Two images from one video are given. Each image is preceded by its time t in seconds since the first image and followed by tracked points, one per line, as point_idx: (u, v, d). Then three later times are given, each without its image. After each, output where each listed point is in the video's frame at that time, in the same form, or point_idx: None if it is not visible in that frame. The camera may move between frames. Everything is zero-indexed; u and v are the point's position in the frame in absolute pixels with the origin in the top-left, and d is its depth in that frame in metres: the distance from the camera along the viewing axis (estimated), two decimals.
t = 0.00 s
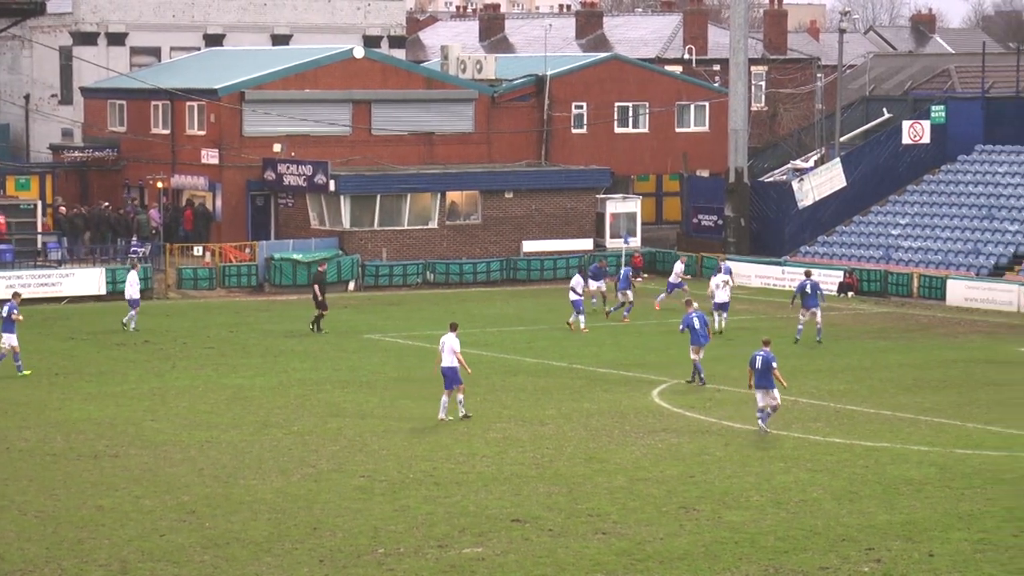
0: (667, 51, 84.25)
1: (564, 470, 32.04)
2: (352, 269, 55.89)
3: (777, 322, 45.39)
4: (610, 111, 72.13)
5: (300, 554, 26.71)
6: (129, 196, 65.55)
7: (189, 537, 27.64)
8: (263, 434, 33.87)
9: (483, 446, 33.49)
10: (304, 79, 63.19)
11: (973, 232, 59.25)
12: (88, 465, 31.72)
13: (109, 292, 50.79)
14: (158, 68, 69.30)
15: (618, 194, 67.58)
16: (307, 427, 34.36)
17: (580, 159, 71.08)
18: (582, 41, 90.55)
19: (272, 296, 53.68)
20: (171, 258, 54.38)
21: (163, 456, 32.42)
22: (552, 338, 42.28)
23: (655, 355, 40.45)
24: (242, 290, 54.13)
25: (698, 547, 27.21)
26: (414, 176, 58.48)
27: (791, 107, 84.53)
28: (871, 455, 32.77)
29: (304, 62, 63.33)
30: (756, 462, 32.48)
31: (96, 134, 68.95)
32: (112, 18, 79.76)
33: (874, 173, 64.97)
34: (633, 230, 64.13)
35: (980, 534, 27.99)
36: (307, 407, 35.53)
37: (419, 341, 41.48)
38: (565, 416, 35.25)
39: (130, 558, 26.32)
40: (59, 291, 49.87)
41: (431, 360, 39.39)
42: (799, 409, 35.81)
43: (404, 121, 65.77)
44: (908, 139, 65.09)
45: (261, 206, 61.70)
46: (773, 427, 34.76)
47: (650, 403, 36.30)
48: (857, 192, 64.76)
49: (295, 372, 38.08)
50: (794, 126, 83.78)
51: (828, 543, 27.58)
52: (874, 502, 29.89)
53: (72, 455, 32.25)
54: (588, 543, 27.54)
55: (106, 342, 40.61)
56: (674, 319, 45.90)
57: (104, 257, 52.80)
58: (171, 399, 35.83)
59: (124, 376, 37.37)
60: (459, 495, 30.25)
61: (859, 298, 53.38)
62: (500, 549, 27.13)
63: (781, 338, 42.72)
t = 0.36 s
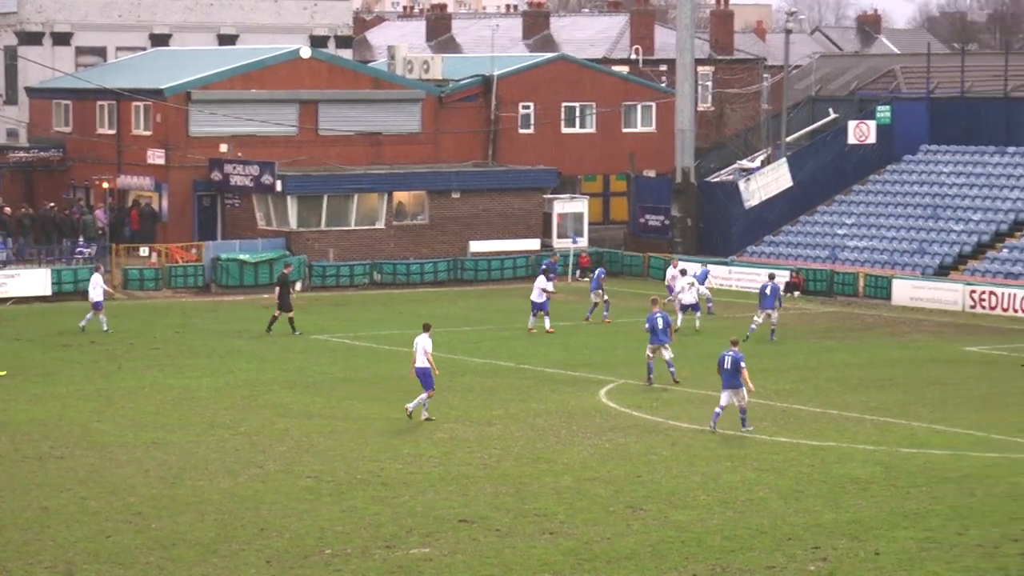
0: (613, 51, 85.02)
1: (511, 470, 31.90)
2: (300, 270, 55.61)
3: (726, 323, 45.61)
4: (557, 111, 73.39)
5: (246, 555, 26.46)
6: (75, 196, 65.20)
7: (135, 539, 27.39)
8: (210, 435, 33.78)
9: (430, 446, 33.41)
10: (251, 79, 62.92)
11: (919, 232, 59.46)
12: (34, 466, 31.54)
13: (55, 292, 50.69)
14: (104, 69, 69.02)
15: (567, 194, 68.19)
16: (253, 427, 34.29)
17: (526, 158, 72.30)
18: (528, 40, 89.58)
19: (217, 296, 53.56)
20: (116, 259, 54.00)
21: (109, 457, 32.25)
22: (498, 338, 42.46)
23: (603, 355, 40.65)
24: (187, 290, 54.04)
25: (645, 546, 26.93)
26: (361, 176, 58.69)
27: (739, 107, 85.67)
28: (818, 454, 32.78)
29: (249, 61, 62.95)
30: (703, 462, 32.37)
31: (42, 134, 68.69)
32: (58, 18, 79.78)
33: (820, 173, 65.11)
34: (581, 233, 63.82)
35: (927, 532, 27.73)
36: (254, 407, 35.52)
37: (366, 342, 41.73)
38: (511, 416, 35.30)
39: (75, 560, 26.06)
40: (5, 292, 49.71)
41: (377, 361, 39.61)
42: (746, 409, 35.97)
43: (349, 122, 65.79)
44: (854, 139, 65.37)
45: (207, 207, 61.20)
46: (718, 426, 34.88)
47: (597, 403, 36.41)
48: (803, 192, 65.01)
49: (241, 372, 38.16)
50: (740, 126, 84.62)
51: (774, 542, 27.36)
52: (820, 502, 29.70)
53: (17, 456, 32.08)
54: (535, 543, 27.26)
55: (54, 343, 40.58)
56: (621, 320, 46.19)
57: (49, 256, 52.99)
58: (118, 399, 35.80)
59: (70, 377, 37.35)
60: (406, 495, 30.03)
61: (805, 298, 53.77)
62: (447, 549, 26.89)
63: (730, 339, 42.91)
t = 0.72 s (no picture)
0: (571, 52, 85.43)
1: (469, 470, 31.44)
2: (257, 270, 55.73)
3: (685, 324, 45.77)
4: (515, 111, 73.44)
5: (203, 556, 25.67)
6: (32, 196, 65.11)
7: (91, 540, 26.54)
8: (167, 436, 33.54)
9: (388, 447, 33.03)
10: (208, 79, 62.86)
11: (876, 232, 59.61)
12: None
13: (11, 292, 50.51)
14: (58, 69, 68.82)
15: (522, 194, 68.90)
16: (211, 428, 34.11)
17: (484, 159, 72.33)
18: (485, 40, 89.28)
19: (176, 296, 53.64)
20: (73, 258, 54.94)
21: (66, 459, 31.81)
22: (456, 339, 42.68)
23: (559, 355, 40.84)
24: (146, 291, 53.94)
25: (603, 546, 26.13)
26: (320, 176, 58.86)
27: (695, 107, 86.20)
28: (776, 454, 32.53)
29: (206, 61, 62.93)
30: (662, 462, 31.99)
31: None
32: (13, 18, 80.12)
33: (776, 173, 65.56)
34: (539, 231, 64.83)
35: (882, 531, 26.92)
36: (210, 408, 35.37)
37: (324, 342, 41.91)
38: (468, 416, 35.29)
39: (31, 561, 25.22)
40: None
41: (335, 361, 39.70)
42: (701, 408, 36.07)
43: (307, 122, 65.97)
44: (810, 139, 66.21)
45: (165, 207, 61.10)
46: (675, 425, 34.89)
47: (555, 402, 36.47)
48: (759, 192, 65.38)
49: (196, 372, 38.20)
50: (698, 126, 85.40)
51: (734, 541, 26.57)
52: (778, 501, 29.03)
53: None
54: (493, 543, 26.45)
55: (12, 344, 40.39)
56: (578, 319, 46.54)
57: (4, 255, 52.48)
58: (74, 401, 35.62)
59: (26, 378, 37.20)
60: (364, 496, 29.42)
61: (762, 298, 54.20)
62: (405, 549, 26.07)
63: (687, 341, 43.09)
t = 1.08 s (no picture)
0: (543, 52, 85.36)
1: (442, 471, 31.37)
2: (230, 271, 55.90)
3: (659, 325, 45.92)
4: (488, 112, 73.59)
5: (177, 557, 25.52)
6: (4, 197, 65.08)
7: (64, 542, 26.34)
8: (140, 437, 33.48)
9: (361, 448, 32.97)
10: (181, 79, 62.85)
11: (849, 232, 59.81)
12: None
13: None
14: (31, 69, 68.85)
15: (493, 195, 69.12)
16: (183, 429, 34.08)
17: (457, 160, 72.36)
18: (458, 40, 89.38)
19: (151, 296, 54.06)
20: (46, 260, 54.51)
21: (38, 460, 31.67)
22: (430, 341, 42.81)
23: (532, 356, 40.93)
24: (119, 292, 53.74)
25: (576, 546, 26.02)
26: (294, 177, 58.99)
27: (668, 108, 86.20)
28: (748, 454, 32.53)
29: (180, 62, 62.87)
30: (634, 462, 31.96)
31: None
32: None
33: (749, 174, 65.77)
34: (512, 233, 65.44)
35: (855, 531, 26.89)
36: (183, 410, 35.32)
37: (298, 343, 41.97)
38: (442, 417, 35.36)
39: (4, 564, 25.00)
40: None
41: (310, 362, 39.70)
42: (675, 410, 36.12)
43: (279, 123, 65.92)
44: (783, 139, 66.39)
45: (137, 208, 60.93)
46: (649, 425, 34.90)
47: (528, 403, 36.57)
48: (732, 192, 65.60)
49: (169, 373, 38.20)
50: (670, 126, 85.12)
51: (707, 541, 26.48)
52: (751, 501, 29.00)
53: None
54: (467, 543, 26.34)
55: None
56: (551, 321, 46.74)
57: None
58: (47, 403, 35.52)
59: None
60: (337, 497, 29.33)
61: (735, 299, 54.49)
62: (379, 550, 25.93)
63: (661, 343, 43.18)
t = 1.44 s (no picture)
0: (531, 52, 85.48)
1: (431, 471, 31.34)
2: (218, 271, 55.82)
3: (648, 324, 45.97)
4: (476, 112, 73.62)
5: (166, 557, 25.47)
6: None
7: (52, 542, 26.28)
8: (128, 437, 33.43)
9: (350, 448, 32.94)
10: (169, 79, 62.75)
11: (837, 232, 59.88)
12: None
13: None
14: (18, 69, 68.79)
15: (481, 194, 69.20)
16: (171, 430, 34.00)
17: (444, 160, 72.41)
18: (446, 41, 89.42)
19: (138, 297, 54.03)
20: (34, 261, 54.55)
21: (26, 460, 31.60)
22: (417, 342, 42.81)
23: (520, 356, 40.92)
24: (108, 292, 53.74)
25: (566, 547, 26.00)
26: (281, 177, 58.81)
27: (656, 107, 86.11)
28: (737, 454, 32.52)
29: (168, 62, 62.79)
30: (622, 462, 31.93)
31: None
32: None
33: (736, 174, 65.86)
34: (500, 233, 65.27)
35: (845, 531, 26.91)
36: (171, 410, 35.26)
37: (286, 343, 41.93)
38: (430, 417, 35.33)
39: None
40: None
41: (298, 363, 39.66)
42: (664, 410, 36.09)
43: (267, 123, 65.89)
44: (771, 140, 66.37)
45: (125, 208, 61.34)
46: (638, 425, 34.89)
47: (516, 402, 36.60)
48: (719, 192, 65.73)
49: (157, 373, 38.16)
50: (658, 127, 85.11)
51: (696, 541, 26.45)
52: (741, 501, 28.99)
53: None
54: (456, 543, 26.32)
55: None
56: (540, 321, 46.77)
57: None
58: (35, 403, 35.42)
59: None
60: (326, 497, 29.29)
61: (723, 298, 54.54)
62: (368, 550, 25.90)
63: (651, 343, 43.15)
